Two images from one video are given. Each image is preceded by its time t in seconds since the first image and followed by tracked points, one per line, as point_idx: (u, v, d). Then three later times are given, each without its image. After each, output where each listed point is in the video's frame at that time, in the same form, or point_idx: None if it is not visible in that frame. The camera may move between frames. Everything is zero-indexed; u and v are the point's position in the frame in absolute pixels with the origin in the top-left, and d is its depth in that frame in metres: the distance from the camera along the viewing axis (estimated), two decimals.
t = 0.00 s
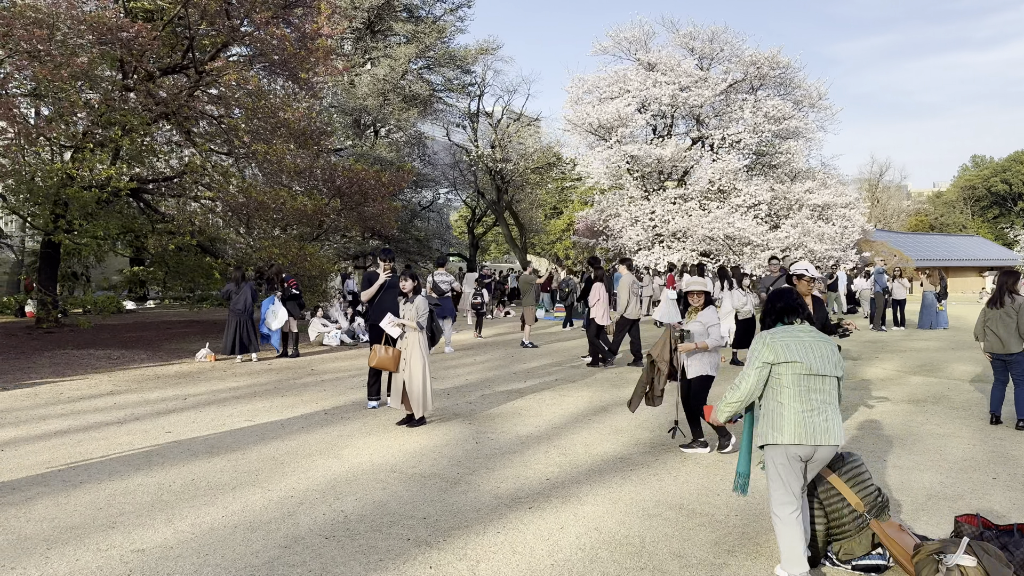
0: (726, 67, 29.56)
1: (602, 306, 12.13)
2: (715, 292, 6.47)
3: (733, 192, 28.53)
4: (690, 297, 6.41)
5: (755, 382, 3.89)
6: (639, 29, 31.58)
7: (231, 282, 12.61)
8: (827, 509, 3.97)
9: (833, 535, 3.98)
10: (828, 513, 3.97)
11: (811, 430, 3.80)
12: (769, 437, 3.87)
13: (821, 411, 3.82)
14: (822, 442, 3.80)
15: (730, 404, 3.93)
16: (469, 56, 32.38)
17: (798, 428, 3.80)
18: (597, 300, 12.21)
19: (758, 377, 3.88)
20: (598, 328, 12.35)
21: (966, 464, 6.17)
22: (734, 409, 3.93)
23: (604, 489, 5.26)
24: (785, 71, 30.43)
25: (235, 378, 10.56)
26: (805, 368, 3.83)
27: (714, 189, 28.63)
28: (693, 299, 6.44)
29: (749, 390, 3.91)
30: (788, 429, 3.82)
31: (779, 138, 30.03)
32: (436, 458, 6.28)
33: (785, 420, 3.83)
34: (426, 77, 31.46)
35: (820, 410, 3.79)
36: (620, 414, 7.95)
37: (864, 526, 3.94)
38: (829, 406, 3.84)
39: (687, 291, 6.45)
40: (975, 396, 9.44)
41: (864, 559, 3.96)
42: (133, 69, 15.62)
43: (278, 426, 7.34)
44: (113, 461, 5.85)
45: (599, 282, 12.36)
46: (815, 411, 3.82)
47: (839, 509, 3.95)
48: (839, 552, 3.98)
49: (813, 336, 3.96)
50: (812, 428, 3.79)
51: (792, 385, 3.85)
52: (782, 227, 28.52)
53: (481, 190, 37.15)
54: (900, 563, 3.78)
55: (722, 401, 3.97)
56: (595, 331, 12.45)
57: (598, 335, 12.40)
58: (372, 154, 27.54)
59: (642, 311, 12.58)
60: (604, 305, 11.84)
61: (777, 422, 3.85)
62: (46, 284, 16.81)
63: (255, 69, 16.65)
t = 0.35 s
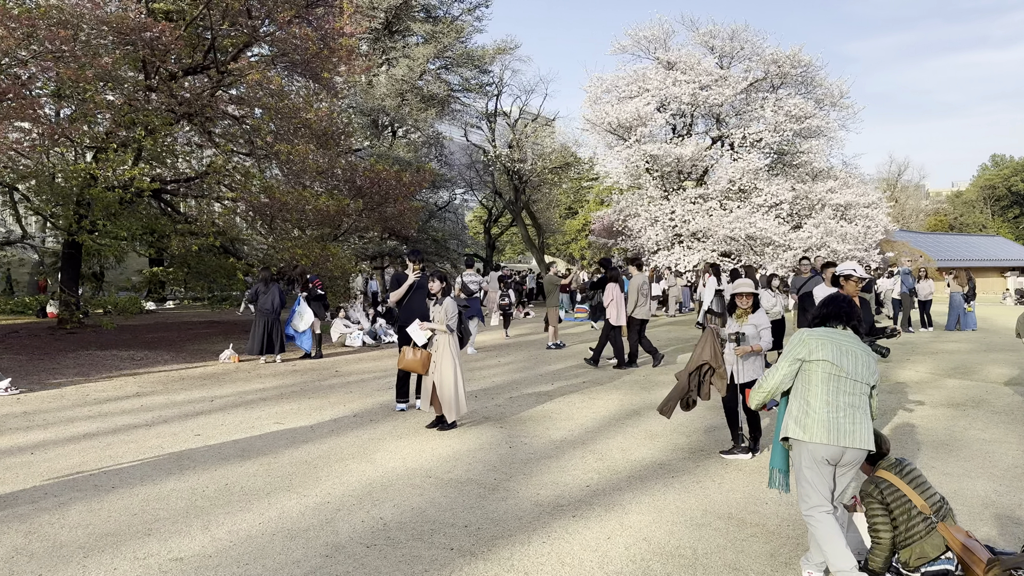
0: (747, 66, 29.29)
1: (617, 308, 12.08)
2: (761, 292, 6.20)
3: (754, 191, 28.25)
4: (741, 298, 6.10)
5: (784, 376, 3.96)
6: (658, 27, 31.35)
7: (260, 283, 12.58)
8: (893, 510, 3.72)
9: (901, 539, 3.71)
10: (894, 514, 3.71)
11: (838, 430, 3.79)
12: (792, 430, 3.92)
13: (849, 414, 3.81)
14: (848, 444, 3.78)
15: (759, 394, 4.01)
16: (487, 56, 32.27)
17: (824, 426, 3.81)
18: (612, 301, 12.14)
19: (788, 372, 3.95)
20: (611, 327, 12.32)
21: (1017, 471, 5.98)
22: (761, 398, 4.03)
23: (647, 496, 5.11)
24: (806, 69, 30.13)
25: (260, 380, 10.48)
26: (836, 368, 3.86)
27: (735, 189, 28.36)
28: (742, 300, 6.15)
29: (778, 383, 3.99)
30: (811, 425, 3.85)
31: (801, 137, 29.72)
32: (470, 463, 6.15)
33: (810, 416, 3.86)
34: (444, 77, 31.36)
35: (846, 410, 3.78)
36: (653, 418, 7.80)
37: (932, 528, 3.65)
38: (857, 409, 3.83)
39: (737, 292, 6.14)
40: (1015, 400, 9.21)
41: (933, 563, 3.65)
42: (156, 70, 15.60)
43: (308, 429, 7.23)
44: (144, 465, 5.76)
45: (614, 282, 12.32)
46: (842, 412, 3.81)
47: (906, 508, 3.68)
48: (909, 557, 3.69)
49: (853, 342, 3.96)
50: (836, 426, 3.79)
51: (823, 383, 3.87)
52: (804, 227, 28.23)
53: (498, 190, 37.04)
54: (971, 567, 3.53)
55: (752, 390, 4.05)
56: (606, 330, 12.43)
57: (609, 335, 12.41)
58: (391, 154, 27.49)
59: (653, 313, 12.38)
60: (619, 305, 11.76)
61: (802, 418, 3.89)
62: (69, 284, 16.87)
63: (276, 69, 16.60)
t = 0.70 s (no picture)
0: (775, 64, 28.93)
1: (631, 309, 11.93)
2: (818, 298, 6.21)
3: (783, 191, 27.89)
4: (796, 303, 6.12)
5: (828, 372, 3.93)
6: (684, 26, 31.06)
7: (294, 284, 12.64)
8: (963, 514, 3.58)
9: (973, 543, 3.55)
10: (960, 517, 3.58)
11: (871, 428, 3.74)
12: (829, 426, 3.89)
13: (885, 413, 3.73)
14: (880, 442, 3.71)
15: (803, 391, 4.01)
16: (512, 56, 32.16)
17: (857, 423, 3.77)
18: (626, 303, 11.97)
19: (831, 368, 3.92)
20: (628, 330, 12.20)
21: None
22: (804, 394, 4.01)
23: (695, 504, 4.98)
24: (835, 67, 29.72)
25: (292, 381, 10.44)
26: (875, 367, 3.80)
27: (763, 189, 28.04)
28: (798, 306, 6.17)
29: (821, 380, 3.96)
30: (850, 422, 3.80)
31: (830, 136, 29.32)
32: (510, 467, 6.05)
33: (849, 413, 3.82)
34: (469, 78, 31.27)
35: (882, 409, 3.72)
36: (693, 422, 7.65)
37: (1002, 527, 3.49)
38: (898, 411, 3.74)
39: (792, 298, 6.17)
40: None
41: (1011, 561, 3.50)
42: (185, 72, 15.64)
43: (344, 433, 7.17)
44: (183, 468, 5.72)
45: (628, 283, 12.19)
46: (881, 412, 3.74)
47: (972, 509, 3.56)
48: (987, 557, 3.51)
49: (902, 343, 3.88)
50: (869, 424, 3.74)
51: (861, 382, 3.83)
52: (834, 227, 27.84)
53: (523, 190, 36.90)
54: None
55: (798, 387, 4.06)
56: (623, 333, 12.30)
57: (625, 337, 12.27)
58: (416, 155, 27.44)
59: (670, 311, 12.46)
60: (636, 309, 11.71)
61: (841, 415, 3.85)
62: (99, 285, 17.01)
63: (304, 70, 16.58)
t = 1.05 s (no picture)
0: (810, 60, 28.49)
1: (656, 309, 11.74)
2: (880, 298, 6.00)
3: (820, 189, 27.44)
4: (855, 306, 5.96)
5: (878, 377, 3.86)
6: (718, 22, 30.70)
7: (332, 284, 12.88)
8: None
9: None
10: None
11: (918, 433, 3.65)
12: (879, 430, 3.82)
13: (931, 417, 3.63)
14: (928, 447, 3.62)
15: (861, 398, 4.00)
16: (543, 54, 31.98)
17: (904, 429, 3.69)
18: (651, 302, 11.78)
19: (881, 373, 3.84)
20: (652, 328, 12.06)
21: None
22: (863, 401, 3.98)
23: (757, 511, 4.83)
24: (873, 62, 29.18)
25: (332, 381, 10.41)
26: (918, 369, 3.68)
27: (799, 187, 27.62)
28: (856, 308, 6.00)
29: (874, 385, 3.90)
30: (896, 427, 3.73)
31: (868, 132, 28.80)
32: (561, 468, 5.93)
33: (897, 417, 3.74)
34: (500, 77, 31.16)
35: (927, 413, 3.62)
36: (742, 424, 7.48)
37: None
38: (946, 413, 3.61)
39: (850, 299, 6.00)
40: None
41: None
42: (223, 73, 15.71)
43: (389, 434, 7.10)
44: (233, 470, 5.69)
45: (652, 283, 12.03)
46: (929, 416, 3.64)
47: None
48: None
49: (956, 340, 3.68)
50: (916, 428, 3.65)
51: (907, 387, 3.73)
52: (872, 225, 27.34)
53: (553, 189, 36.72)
54: None
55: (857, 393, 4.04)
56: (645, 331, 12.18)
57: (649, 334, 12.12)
58: (447, 155, 27.37)
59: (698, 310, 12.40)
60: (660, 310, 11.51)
61: (890, 419, 3.78)
62: (139, 285, 17.19)
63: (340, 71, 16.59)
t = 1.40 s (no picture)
0: (852, 53, 27.93)
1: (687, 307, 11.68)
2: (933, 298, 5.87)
3: (862, 185, 26.90)
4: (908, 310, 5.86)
5: (968, 375, 3.74)
6: (756, 17, 30.24)
7: (373, 284, 12.92)
8: None
9: None
10: None
11: (1003, 434, 3.49)
12: (966, 429, 3.68)
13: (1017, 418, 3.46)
14: (1011, 448, 3.45)
15: (955, 397, 3.88)
16: (577, 51, 31.73)
17: (989, 429, 3.54)
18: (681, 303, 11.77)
19: (971, 370, 3.71)
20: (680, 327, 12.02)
21: None
22: (957, 400, 3.86)
23: (828, 518, 4.67)
24: (916, 55, 28.54)
25: (376, 381, 10.38)
26: (1008, 368, 3.53)
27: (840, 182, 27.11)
28: (910, 311, 5.89)
29: (965, 383, 3.77)
30: (982, 426, 3.58)
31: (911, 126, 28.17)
32: (618, 471, 5.80)
33: (983, 417, 3.59)
34: (534, 75, 30.98)
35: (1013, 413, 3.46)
36: (799, 427, 7.30)
37: None
38: None
39: (903, 302, 5.89)
40: None
41: None
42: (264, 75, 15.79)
43: (441, 435, 7.03)
44: (289, 472, 5.65)
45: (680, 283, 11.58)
46: (1015, 417, 3.46)
47: None
48: None
49: None
50: (1000, 429, 3.50)
51: (996, 386, 3.58)
52: (916, 221, 26.74)
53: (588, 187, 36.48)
54: None
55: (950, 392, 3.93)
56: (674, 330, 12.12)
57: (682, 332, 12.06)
58: (482, 154, 27.27)
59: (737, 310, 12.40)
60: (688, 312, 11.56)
61: (976, 418, 3.63)
62: (182, 285, 17.36)
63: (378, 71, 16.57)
